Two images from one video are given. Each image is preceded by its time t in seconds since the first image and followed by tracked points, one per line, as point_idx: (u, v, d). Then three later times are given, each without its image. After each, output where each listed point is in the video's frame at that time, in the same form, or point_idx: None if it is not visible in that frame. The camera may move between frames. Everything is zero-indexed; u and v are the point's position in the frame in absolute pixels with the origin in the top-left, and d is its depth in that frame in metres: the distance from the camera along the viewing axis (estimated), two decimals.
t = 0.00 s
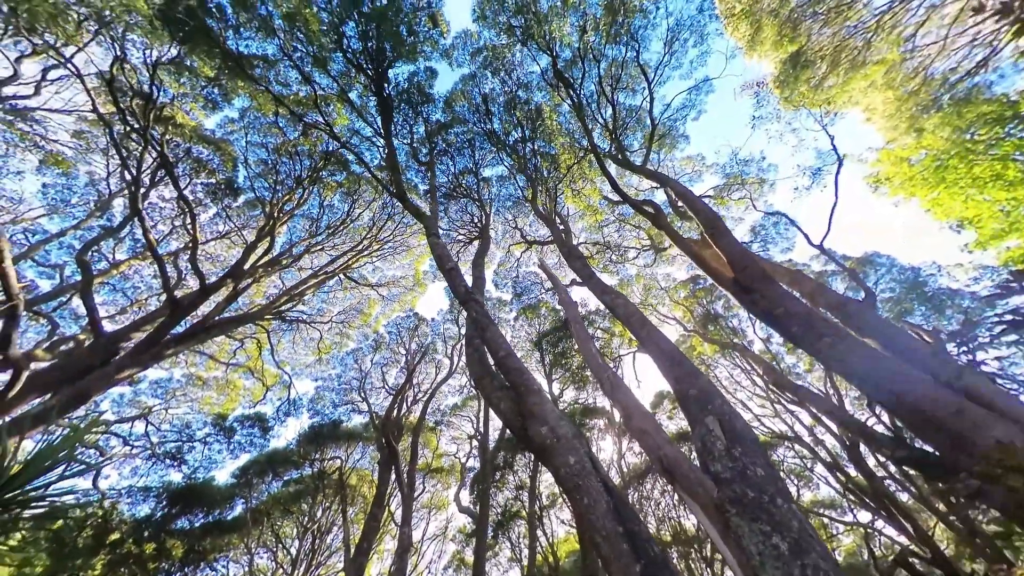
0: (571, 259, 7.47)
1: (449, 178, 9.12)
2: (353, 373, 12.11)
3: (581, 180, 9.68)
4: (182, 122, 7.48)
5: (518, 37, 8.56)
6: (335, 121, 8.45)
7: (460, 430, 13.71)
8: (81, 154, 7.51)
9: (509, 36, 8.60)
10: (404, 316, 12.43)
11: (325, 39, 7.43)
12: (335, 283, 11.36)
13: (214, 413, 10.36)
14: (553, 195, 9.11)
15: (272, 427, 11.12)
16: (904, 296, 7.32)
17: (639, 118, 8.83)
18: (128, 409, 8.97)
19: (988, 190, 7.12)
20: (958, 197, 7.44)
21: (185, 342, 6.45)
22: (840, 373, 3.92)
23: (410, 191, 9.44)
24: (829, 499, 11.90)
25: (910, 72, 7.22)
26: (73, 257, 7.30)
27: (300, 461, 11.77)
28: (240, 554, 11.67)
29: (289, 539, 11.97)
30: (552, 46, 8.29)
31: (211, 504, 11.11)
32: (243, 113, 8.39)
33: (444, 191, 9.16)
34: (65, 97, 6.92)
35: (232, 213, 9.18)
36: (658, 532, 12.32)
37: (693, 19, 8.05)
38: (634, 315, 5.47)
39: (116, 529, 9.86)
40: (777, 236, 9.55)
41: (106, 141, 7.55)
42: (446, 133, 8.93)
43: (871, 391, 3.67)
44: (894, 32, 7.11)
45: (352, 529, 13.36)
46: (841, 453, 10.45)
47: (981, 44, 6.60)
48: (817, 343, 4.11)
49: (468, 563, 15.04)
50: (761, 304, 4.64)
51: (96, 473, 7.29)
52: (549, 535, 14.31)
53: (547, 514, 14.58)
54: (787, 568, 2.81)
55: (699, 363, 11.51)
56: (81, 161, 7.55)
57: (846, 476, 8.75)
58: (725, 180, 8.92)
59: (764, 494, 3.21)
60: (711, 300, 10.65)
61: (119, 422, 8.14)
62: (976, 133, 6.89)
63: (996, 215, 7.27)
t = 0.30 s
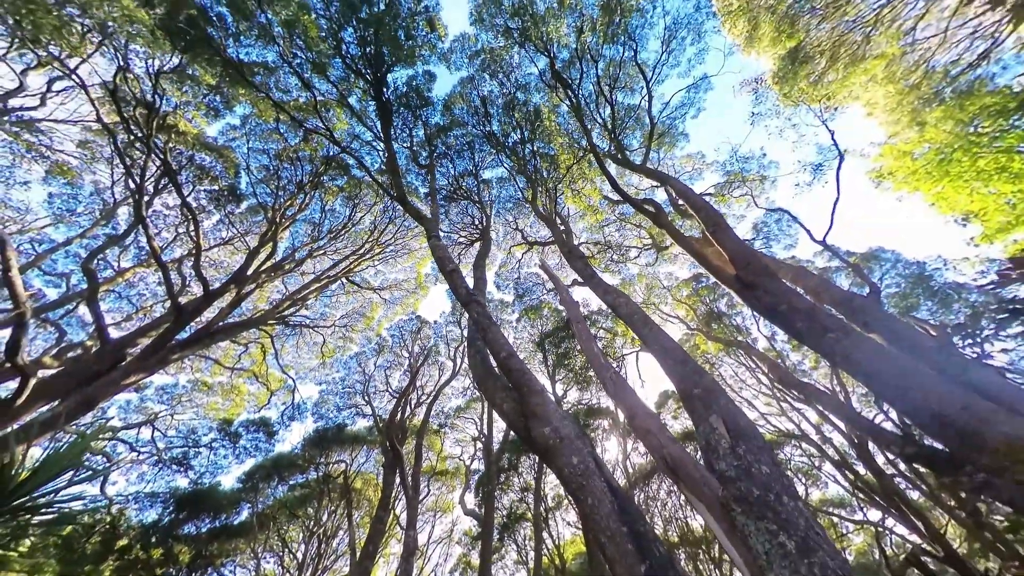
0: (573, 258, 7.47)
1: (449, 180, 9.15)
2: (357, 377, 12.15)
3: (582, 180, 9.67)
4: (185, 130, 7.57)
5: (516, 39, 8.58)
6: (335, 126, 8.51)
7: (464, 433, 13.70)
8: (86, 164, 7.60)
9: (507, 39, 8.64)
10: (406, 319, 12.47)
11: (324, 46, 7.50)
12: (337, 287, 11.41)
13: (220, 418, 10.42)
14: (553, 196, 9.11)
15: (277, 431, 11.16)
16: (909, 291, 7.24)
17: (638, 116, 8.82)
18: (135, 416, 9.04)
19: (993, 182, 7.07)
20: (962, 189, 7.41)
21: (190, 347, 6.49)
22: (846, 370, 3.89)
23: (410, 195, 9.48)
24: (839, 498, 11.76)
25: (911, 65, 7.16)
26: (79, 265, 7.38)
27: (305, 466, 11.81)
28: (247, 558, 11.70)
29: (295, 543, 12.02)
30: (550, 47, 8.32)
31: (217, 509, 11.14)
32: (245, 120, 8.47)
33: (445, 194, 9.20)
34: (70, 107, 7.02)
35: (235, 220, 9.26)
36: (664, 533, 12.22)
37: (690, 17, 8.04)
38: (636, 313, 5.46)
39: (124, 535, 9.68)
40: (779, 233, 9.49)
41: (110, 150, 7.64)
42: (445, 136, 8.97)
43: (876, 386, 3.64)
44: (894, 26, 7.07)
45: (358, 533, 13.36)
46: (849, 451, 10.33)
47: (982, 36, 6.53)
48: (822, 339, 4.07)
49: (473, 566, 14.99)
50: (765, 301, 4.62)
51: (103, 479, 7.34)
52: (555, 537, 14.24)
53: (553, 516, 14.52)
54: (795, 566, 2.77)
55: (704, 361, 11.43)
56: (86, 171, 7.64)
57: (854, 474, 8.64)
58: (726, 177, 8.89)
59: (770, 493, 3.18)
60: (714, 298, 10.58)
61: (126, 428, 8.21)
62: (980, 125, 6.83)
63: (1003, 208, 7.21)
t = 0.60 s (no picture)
0: (573, 258, 7.45)
1: (449, 183, 9.17)
2: (359, 380, 12.17)
3: (581, 180, 9.66)
4: (186, 138, 7.67)
5: (513, 40, 8.60)
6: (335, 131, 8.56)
7: (467, 435, 13.68)
8: (90, 173, 7.69)
9: (504, 41, 8.67)
10: (408, 322, 12.50)
11: (322, 52, 7.57)
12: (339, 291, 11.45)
13: (224, 424, 10.45)
14: (553, 196, 9.09)
15: (280, 436, 11.18)
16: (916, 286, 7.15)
17: (637, 116, 8.78)
18: (140, 422, 9.09)
19: (998, 174, 7.00)
20: (969, 181, 7.35)
21: (193, 353, 6.53)
22: (850, 366, 3.83)
23: (410, 198, 9.50)
24: (848, 497, 11.61)
25: (912, 58, 7.09)
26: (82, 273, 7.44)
27: (309, 470, 11.82)
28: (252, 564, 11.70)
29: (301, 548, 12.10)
30: (546, 48, 8.33)
31: (222, 514, 11.16)
32: (245, 127, 8.53)
33: (445, 197, 9.23)
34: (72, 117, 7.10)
35: (237, 226, 9.32)
36: (671, 534, 12.11)
37: (687, 15, 8.03)
38: (637, 313, 5.44)
39: (131, 541, 9.72)
40: (782, 229, 9.42)
41: (114, 159, 7.72)
42: (444, 139, 9.01)
43: (881, 383, 3.58)
44: (893, 19, 6.99)
45: (363, 538, 13.35)
46: (858, 448, 10.19)
47: (982, 28, 6.45)
48: (825, 335, 4.02)
49: (479, 569, 14.93)
50: (767, 298, 4.57)
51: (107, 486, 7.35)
52: (561, 539, 14.16)
53: (558, 518, 14.45)
54: (800, 569, 2.72)
55: (708, 360, 11.33)
56: (90, 180, 7.72)
57: (864, 473, 8.51)
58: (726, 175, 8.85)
59: (774, 493, 3.13)
60: (717, 297, 10.50)
61: (131, 435, 8.25)
62: (984, 117, 6.75)
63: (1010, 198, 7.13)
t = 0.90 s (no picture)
0: (575, 254, 7.42)
1: (449, 184, 9.18)
2: (363, 383, 12.17)
3: (581, 178, 9.62)
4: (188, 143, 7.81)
5: (511, 39, 8.62)
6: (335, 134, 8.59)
7: (472, 436, 13.64)
8: (94, 179, 7.75)
9: (502, 39, 8.68)
10: (411, 323, 12.52)
11: (321, 56, 7.69)
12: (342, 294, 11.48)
13: (229, 427, 10.47)
14: (554, 195, 9.07)
15: (285, 440, 11.19)
16: (924, 278, 7.05)
17: (636, 112, 8.74)
18: (145, 426, 9.12)
19: (1005, 164, 6.86)
20: (976, 172, 7.24)
21: (195, 355, 6.54)
22: (859, 354, 3.77)
23: (411, 199, 9.51)
24: (858, 494, 11.46)
25: (915, 46, 7.05)
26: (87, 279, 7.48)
27: (314, 473, 11.84)
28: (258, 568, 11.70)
29: (308, 552, 12.06)
30: (545, 46, 8.32)
31: (227, 519, 11.16)
32: (246, 131, 8.59)
33: (445, 197, 9.25)
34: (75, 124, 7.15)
35: (239, 230, 9.38)
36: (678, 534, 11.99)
37: (685, 10, 8.00)
38: (640, 306, 5.42)
39: (139, 545, 9.74)
40: (785, 224, 9.34)
41: (118, 165, 7.77)
42: (444, 139, 9.02)
43: (892, 370, 3.51)
44: (894, 9, 6.95)
45: (369, 541, 13.31)
46: (868, 444, 10.05)
47: (985, 16, 6.48)
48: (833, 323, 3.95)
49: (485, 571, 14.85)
50: (773, 289, 4.55)
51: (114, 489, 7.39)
52: (568, 540, 14.05)
53: (564, 519, 14.36)
54: (816, 557, 2.66)
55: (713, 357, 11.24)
56: (94, 186, 7.78)
57: (874, 469, 8.38)
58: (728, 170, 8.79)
59: (787, 482, 3.07)
60: (721, 293, 10.42)
61: (136, 439, 8.27)
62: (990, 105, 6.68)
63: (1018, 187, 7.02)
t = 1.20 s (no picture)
0: (578, 246, 7.36)
1: (451, 181, 9.19)
2: (368, 382, 12.15)
3: (583, 173, 9.58)
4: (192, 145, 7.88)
5: (511, 34, 8.62)
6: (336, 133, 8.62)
7: (477, 435, 13.58)
8: (99, 182, 7.79)
9: (502, 35, 8.70)
10: (415, 322, 12.51)
11: (323, 52, 7.66)
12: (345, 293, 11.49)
13: (235, 428, 10.48)
14: (555, 190, 9.04)
15: (290, 440, 11.20)
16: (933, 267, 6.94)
17: (637, 105, 8.70)
18: (152, 428, 9.15)
19: (1013, 149, 6.81)
20: (983, 157, 7.16)
21: (201, 351, 6.54)
22: (875, 331, 3.72)
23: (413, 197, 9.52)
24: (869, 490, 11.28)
25: (919, 31, 6.96)
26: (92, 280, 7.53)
27: (320, 473, 11.86)
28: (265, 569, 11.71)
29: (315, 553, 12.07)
30: (545, 40, 8.31)
31: (235, 519, 11.18)
32: (249, 132, 8.64)
33: (447, 195, 9.26)
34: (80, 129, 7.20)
35: (243, 232, 9.43)
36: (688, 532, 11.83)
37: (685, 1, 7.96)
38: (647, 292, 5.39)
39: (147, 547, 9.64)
40: (790, 216, 9.25)
41: (123, 168, 7.81)
42: (445, 136, 9.04)
43: (909, 344, 3.51)
44: None
45: (376, 542, 13.29)
46: (879, 438, 9.89)
47: None
48: (847, 300, 3.90)
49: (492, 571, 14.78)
50: (782, 270, 4.44)
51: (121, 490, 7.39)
52: (575, 539, 13.95)
53: (571, 518, 14.26)
54: (845, 520, 2.63)
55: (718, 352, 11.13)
56: (99, 189, 7.83)
57: (886, 462, 8.24)
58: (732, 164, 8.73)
59: (809, 450, 3.01)
60: (725, 287, 10.34)
61: (143, 441, 8.29)
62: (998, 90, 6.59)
63: None
